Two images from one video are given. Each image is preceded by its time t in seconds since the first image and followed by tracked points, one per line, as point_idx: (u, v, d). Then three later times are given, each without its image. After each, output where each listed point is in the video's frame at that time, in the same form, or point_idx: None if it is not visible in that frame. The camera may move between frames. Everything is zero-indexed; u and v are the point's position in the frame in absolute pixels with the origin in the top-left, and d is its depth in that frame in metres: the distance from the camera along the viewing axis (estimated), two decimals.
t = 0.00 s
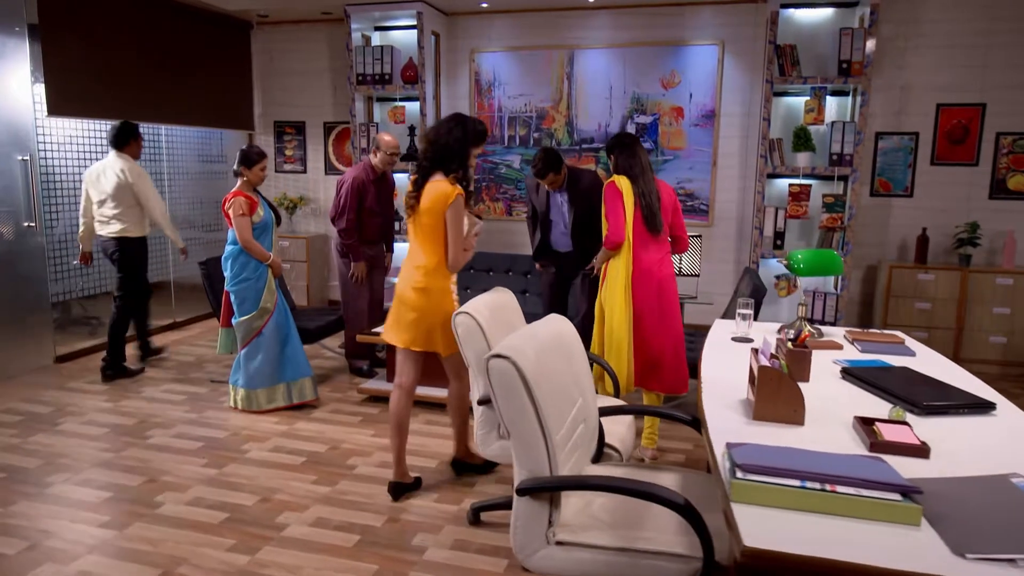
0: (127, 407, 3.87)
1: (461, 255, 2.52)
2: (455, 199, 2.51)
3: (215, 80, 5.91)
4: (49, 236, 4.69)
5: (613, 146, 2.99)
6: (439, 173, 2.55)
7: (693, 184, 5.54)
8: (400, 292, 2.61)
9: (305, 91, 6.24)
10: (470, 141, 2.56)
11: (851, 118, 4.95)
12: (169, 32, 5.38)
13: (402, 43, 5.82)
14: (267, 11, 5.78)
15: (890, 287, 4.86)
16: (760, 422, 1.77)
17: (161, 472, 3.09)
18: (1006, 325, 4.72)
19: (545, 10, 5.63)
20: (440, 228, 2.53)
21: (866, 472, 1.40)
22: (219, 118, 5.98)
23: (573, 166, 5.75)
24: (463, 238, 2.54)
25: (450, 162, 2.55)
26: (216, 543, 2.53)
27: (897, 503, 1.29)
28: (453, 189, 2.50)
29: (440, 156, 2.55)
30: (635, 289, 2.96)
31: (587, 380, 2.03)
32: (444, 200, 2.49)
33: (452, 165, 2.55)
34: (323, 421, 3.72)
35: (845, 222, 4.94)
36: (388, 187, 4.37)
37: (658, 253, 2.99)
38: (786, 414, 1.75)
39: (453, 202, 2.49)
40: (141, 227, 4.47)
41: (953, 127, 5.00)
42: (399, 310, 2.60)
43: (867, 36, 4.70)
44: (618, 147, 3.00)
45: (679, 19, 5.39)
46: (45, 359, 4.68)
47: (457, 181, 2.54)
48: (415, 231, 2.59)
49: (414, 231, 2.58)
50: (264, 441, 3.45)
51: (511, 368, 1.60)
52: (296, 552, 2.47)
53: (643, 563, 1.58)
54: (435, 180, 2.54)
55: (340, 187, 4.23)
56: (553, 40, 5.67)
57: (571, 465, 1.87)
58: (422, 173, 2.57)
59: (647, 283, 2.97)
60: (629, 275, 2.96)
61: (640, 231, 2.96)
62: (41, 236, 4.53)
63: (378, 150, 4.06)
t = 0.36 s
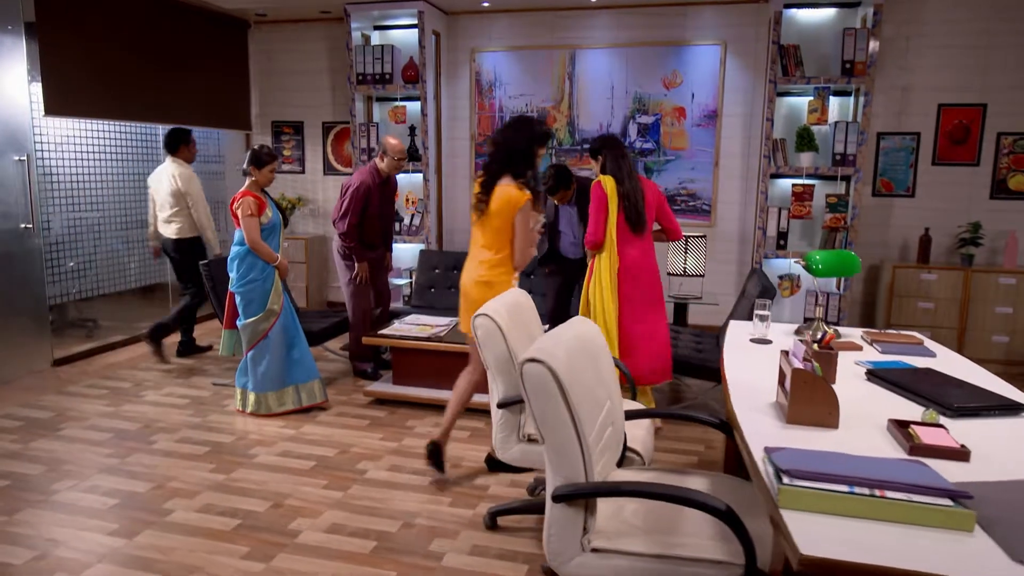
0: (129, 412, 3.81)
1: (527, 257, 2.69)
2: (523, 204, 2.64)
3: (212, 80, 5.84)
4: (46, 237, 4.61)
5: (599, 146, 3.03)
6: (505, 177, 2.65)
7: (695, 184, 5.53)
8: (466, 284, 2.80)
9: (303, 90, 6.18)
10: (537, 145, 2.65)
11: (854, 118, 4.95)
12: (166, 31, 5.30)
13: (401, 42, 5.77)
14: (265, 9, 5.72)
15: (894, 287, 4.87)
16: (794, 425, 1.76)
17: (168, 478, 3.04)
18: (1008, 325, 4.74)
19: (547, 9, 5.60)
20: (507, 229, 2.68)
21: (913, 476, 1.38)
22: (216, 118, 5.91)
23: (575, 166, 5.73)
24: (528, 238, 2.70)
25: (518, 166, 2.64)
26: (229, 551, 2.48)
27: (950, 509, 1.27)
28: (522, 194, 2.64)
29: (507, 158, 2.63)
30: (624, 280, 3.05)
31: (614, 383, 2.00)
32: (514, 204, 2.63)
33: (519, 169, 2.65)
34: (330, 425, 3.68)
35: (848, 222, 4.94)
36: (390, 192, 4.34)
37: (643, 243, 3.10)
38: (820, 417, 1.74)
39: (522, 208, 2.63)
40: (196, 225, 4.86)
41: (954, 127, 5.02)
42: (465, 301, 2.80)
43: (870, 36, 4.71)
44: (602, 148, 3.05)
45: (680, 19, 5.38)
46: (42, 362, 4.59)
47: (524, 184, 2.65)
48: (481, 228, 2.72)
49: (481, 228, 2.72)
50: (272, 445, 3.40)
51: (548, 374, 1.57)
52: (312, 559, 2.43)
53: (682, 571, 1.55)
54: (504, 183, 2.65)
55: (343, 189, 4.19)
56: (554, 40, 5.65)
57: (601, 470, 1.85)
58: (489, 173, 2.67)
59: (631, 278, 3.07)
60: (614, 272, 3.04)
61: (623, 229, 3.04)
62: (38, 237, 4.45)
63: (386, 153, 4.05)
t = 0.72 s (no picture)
0: (132, 416, 3.75)
1: (576, 255, 2.68)
2: (574, 201, 2.64)
3: (210, 80, 5.79)
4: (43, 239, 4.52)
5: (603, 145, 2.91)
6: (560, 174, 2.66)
7: (698, 184, 5.52)
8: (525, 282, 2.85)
9: (302, 90, 6.13)
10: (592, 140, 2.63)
11: (857, 119, 4.96)
12: (164, 30, 5.24)
13: (401, 42, 5.73)
14: (264, 8, 5.66)
15: (898, 287, 4.87)
16: (827, 428, 1.74)
17: (176, 484, 2.99)
18: (1011, 325, 4.77)
19: (548, 9, 5.58)
20: (560, 228, 2.69)
21: (959, 479, 1.37)
22: (215, 118, 5.85)
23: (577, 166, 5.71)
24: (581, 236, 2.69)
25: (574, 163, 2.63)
26: (244, 558, 2.44)
27: (1002, 514, 1.25)
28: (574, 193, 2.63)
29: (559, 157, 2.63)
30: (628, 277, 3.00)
31: (641, 386, 1.98)
32: (564, 203, 2.63)
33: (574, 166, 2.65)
34: (337, 428, 3.64)
35: (851, 223, 4.94)
36: (395, 193, 4.32)
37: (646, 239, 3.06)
38: (854, 421, 1.73)
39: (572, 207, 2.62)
40: (236, 227, 5.10)
41: (956, 128, 5.04)
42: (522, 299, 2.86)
43: (874, 37, 4.71)
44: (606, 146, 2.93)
45: (682, 19, 5.38)
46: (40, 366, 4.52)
47: (576, 182, 2.65)
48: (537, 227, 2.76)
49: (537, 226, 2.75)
50: (280, 449, 3.36)
51: (583, 378, 1.55)
52: (329, 566, 2.40)
53: None
54: (556, 181, 2.66)
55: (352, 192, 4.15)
56: (556, 40, 5.62)
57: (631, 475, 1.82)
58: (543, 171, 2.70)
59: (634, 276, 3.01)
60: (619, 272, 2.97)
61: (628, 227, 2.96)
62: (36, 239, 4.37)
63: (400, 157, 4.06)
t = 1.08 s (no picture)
0: (132, 420, 3.69)
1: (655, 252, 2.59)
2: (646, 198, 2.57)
3: (207, 79, 5.72)
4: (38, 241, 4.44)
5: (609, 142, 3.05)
6: (627, 174, 2.63)
7: (698, 184, 5.52)
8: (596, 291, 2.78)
9: (299, 90, 6.07)
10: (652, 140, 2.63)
11: (857, 119, 4.98)
12: (159, 28, 5.17)
13: (399, 41, 5.69)
14: (260, 7, 5.61)
15: (898, 286, 4.89)
16: (856, 430, 1.73)
17: (182, 489, 2.94)
18: (1010, 323, 4.80)
19: (548, 8, 5.56)
20: (632, 228, 2.63)
21: (1000, 481, 1.36)
22: (210, 117, 5.78)
23: (577, 166, 5.69)
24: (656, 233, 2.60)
25: (641, 163, 2.63)
26: (256, 564, 2.40)
27: None
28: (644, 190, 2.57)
29: (624, 157, 2.62)
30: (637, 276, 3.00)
31: (665, 387, 1.96)
32: (635, 200, 2.57)
33: (639, 166, 2.63)
34: (342, 432, 3.60)
35: (852, 223, 4.95)
36: (406, 214, 4.29)
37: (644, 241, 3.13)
38: (883, 422, 1.72)
39: (644, 202, 2.55)
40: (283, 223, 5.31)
41: (955, 128, 5.06)
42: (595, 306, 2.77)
43: (874, 37, 4.72)
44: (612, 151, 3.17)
45: (683, 19, 5.37)
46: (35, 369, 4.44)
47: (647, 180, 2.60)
48: (607, 230, 2.71)
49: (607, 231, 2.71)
50: (286, 453, 3.32)
51: (616, 381, 1.52)
52: (343, 572, 2.36)
53: None
54: (624, 181, 2.63)
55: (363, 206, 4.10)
56: (556, 40, 5.60)
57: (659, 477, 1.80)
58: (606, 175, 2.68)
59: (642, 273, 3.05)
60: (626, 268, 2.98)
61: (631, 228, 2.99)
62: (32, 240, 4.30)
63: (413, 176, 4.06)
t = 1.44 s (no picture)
0: (131, 425, 3.63)
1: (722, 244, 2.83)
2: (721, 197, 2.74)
3: (201, 80, 5.66)
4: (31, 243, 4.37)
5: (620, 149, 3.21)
6: (697, 175, 2.71)
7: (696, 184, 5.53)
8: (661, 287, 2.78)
9: (295, 89, 6.02)
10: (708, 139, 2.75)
11: (856, 119, 5.00)
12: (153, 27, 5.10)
13: (396, 40, 5.65)
14: (255, 6, 5.55)
15: (897, 285, 4.91)
16: (884, 431, 1.72)
17: (186, 495, 2.89)
18: (1007, 322, 4.84)
19: (545, 8, 5.54)
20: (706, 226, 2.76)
21: None
22: (204, 117, 5.71)
23: (575, 166, 5.68)
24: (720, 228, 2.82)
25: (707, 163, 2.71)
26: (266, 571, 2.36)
27: None
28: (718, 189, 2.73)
29: (697, 158, 2.67)
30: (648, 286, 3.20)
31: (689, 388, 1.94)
32: (717, 199, 2.71)
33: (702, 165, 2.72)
34: (347, 435, 3.57)
35: (851, 222, 4.97)
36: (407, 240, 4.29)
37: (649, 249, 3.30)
38: (910, 423, 1.71)
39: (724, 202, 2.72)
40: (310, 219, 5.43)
41: (951, 128, 5.10)
42: (664, 306, 2.78)
43: (873, 38, 4.74)
44: (625, 151, 3.23)
45: (681, 19, 5.37)
46: (30, 373, 4.35)
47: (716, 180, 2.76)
48: (679, 230, 2.73)
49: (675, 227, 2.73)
50: (290, 457, 3.28)
51: (649, 384, 1.51)
52: None
53: None
54: (697, 182, 2.70)
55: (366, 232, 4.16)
56: (554, 40, 5.58)
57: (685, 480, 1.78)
58: (677, 170, 2.65)
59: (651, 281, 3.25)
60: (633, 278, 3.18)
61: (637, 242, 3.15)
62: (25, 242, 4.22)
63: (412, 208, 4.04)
